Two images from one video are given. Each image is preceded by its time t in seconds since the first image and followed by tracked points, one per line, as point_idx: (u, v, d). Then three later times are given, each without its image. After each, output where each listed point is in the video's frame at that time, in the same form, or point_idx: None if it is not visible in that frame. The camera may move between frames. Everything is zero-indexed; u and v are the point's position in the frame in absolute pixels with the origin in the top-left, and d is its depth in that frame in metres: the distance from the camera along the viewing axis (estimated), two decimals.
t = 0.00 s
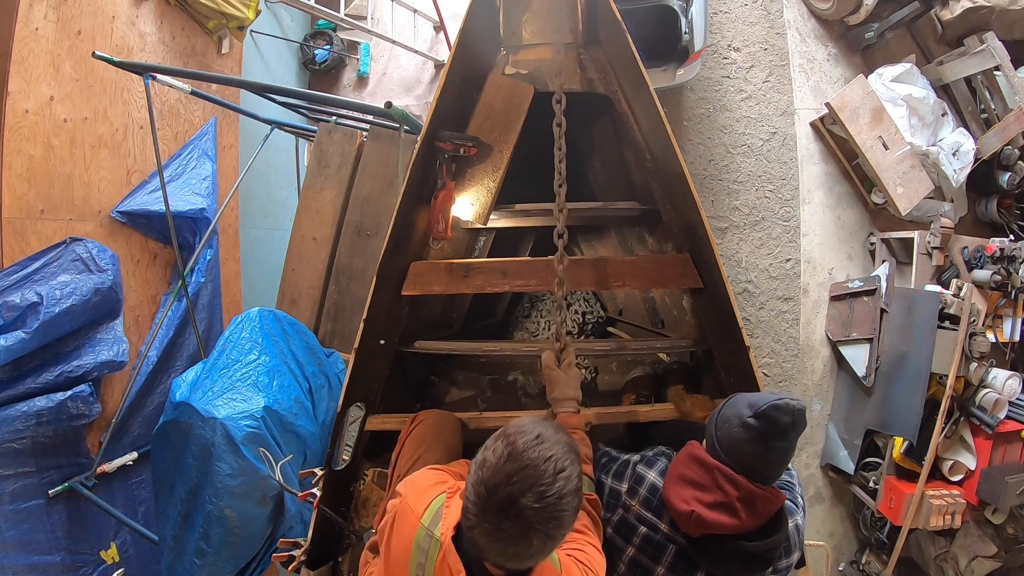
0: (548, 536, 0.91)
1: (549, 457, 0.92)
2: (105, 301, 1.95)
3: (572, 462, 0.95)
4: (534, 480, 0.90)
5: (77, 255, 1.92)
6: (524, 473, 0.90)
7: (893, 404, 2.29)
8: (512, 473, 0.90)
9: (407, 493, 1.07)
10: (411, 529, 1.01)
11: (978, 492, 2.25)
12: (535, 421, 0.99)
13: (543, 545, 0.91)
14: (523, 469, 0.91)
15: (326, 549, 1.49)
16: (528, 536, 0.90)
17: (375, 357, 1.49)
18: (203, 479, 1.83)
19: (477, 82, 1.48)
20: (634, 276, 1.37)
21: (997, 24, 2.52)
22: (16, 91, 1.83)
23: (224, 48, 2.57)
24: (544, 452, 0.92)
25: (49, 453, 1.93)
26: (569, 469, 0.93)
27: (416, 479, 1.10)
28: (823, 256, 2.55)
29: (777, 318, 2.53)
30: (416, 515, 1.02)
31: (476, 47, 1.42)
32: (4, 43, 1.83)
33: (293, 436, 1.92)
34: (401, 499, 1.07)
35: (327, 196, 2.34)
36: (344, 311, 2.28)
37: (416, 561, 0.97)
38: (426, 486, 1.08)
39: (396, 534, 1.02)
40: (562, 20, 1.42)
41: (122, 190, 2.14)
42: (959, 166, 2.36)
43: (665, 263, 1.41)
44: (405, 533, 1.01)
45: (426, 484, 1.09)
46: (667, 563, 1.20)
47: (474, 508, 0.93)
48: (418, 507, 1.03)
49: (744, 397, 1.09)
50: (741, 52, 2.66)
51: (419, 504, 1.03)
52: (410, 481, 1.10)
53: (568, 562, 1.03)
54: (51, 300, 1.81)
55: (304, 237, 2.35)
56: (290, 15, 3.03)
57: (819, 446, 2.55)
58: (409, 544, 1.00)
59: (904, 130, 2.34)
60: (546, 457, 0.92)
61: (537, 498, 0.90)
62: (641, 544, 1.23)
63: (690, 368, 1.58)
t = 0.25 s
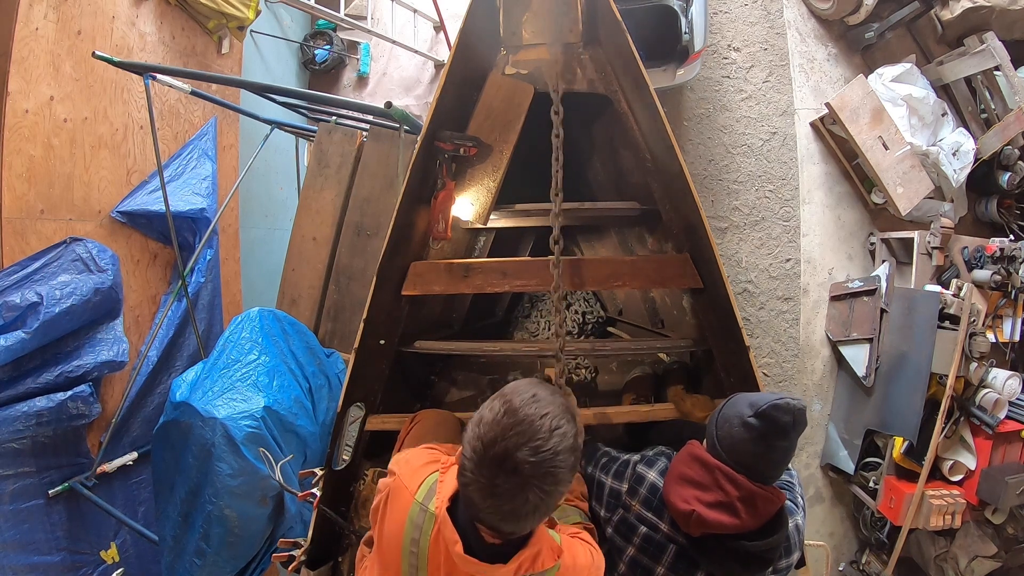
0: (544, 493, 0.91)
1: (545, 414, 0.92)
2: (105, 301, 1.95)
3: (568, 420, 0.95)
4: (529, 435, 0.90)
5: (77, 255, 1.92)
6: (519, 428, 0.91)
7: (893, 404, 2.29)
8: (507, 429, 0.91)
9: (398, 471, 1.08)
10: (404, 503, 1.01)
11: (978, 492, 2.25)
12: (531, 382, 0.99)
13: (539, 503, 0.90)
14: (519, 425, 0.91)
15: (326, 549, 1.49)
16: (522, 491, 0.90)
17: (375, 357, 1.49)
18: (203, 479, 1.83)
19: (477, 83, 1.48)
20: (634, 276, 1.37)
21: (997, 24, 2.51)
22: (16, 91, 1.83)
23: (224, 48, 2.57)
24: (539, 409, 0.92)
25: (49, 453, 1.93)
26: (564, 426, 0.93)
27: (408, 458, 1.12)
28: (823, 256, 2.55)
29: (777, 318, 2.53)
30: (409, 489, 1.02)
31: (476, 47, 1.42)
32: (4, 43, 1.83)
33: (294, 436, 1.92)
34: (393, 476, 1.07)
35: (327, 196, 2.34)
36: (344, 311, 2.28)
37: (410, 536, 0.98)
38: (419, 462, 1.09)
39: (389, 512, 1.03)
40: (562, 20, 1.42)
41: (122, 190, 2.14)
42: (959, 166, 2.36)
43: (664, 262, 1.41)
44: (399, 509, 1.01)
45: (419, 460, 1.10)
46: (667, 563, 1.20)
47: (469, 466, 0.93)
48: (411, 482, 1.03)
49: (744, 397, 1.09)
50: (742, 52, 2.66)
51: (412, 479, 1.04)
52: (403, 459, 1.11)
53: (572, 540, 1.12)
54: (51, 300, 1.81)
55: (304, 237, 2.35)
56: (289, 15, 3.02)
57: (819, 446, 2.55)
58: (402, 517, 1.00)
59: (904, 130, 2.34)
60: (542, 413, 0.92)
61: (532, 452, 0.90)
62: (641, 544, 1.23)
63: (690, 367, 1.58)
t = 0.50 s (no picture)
0: (541, 463, 0.91)
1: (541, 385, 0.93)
2: (104, 301, 1.95)
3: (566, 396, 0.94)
4: (524, 406, 0.91)
5: (77, 255, 1.92)
6: (515, 399, 0.91)
7: (893, 404, 2.29)
8: (503, 401, 0.92)
9: (393, 455, 1.08)
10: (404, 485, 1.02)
11: (978, 492, 2.25)
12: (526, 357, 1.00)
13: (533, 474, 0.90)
14: (515, 395, 0.92)
15: (326, 549, 1.49)
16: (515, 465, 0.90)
17: (375, 358, 1.49)
18: (203, 479, 1.83)
19: (477, 83, 1.48)
20: (634, 276, 1.38)
21: (997, 24, 2.51)
22: (16, 91, 1.83)
23: (224, 48, 2.57)
24: (535, 384, 0.93)
25: (49, 453, 1.93)
26: (560, 398, 0.94)
27: (401, 440, 1.12)
28: (823, 256, 2.55)
29: (777, 318, 2.53)
30: (407, 471, 1.03)
31: (476, 47, 1.42)
32: (4, 43, 1.83)
33: (293, 437, 1.92)
34: (388, 459, 1.07)
35: (327, 196, 2.34)
36: (344, 311, 2.28)
37: (410, 518, 0.99)
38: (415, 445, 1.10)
39: (387, 497, 1.03)
40: (562, 20, 1.42)
41: (122, 190, 2.15)
42: (959, 166, 2.36)
43: (664, 262, 1.41)
44: (399, 493, 1.02)
45: (414, 443, 1.10)
46: (667, 563, 1.20)
47: (468, 437, 0.93)
48: (409, 465, 1.04)
49: (744, 397, 1.09)
50: (742, 52, 2.66)
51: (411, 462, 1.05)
52: (397, 441, 1.12)
53: (570, 511, 1.10)
54: (51, 300, 1.81)
55: (304, 237, 2.35)
56: (290, 15, 3.02)
57: (819, 446, 2.55)
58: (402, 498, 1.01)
59: (904, 130, 2.34)
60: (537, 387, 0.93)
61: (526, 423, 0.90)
62: (641, 544, 1.23)
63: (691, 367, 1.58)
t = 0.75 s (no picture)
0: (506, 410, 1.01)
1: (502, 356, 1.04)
2: (104, 301, 1.95)
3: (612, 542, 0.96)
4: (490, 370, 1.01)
5: (77, 255, 1.92)
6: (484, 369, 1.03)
7: (892, 404, 2.29)
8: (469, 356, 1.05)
9: (414, 436, 1.02)
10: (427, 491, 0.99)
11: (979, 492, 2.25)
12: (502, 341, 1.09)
13: (574, 572, 0.90)
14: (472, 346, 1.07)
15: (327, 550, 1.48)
16: (552, 535, 0.91)
17: (375, 358, 1.48)
18: (203, 479, 1.83)
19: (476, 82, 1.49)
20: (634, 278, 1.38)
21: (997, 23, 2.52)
22: (16, 91, 1.83)
23: (224, 48, 2.57)
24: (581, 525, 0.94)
25: (48, 453, 1.93)
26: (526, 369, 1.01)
27: (417, 412, 1.04)
28: (823, 256, 2.55)
29: (777, 318, 2.54)
30: (430, 475, 1.00)
31: (476, 47, 1.42)
32: (4, 43, 1.83)
33: (293, 436, 1.93)
34: (412, 440, 1.01)
35: (327, 196, 2.34)
36: (344, 311, 2.28)
37: (426, 543, 0.96)
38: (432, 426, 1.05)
39: (404, 484, 0.97)
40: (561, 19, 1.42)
41: (122, 190, 2.15)
42: (959, 165, 2.36)
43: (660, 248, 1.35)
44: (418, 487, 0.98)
45: (434, 423, 1.05)
46: (667, 563, 1.19)
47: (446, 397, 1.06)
48: (431, 468, 1.01)
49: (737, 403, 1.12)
50: (741, 52, 2.66)
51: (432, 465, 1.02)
52: (414, 414, 1.04)
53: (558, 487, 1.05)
54: (51, 298, 1.80)
55: (304, 237, 2.35)
56: (290, 15, 3.03)
57: (819, 446, 2.55)
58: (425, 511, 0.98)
59: (903, 130, 2.34)
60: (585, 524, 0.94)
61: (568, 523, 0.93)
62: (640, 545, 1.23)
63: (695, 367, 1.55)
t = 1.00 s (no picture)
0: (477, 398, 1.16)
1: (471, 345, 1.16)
2: (104, 301, 1.95)
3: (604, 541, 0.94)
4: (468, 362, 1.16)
5: (77, 255, 1.92)
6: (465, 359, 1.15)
7: (892, 404, 2.29)
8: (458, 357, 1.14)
9: (392, 442, 1.02)
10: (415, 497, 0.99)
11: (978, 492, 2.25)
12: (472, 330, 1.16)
13: None
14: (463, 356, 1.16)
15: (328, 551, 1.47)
16: (544, 543, 0.88)
17: (375, 358, 1.48)
18: (203, 479, 1.83)
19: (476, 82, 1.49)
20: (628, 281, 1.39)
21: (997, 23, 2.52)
22: (16, 91, 1.83)
23: (223, 48, 2.57)
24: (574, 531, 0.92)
25: (48, 453, 1.93)
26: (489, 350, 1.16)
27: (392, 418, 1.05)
28: (823, 256, 2.55)
29: (777, 318, 2.54)
30: (415, 480, 1.00)
31: (476, 47, 1.42)
32: (4, 43, 1.83)
33: (293, 436, 1.93)
34: (391, 446, 1.02)
35: (327, 196, 2.34)
36: (344, 311, 2.28)
37: (415, 556, 0.95)
38: (410, 430, 1.05)
39: (388, 490, 0.97)
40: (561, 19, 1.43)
41: (122, 190, 2.15)
42: (959, 165, 2.36)
43: (660, 248, 1.34)
44: (403, 492, 0.97)
45: (412, 427, 1.06)
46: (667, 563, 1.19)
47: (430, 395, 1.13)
48: (416, 472, 1.01)
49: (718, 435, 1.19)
50: (741, 51, 2.66)
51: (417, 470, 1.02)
52: (389, 420, 1.05)
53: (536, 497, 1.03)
54: (51, 298, 1.81)
55: (304, 237, 2.35)
56: (290, 15, 3.03)
57: (818, 446, 2.55)
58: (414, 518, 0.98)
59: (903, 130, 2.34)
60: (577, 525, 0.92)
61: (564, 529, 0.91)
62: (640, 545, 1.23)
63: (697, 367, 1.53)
